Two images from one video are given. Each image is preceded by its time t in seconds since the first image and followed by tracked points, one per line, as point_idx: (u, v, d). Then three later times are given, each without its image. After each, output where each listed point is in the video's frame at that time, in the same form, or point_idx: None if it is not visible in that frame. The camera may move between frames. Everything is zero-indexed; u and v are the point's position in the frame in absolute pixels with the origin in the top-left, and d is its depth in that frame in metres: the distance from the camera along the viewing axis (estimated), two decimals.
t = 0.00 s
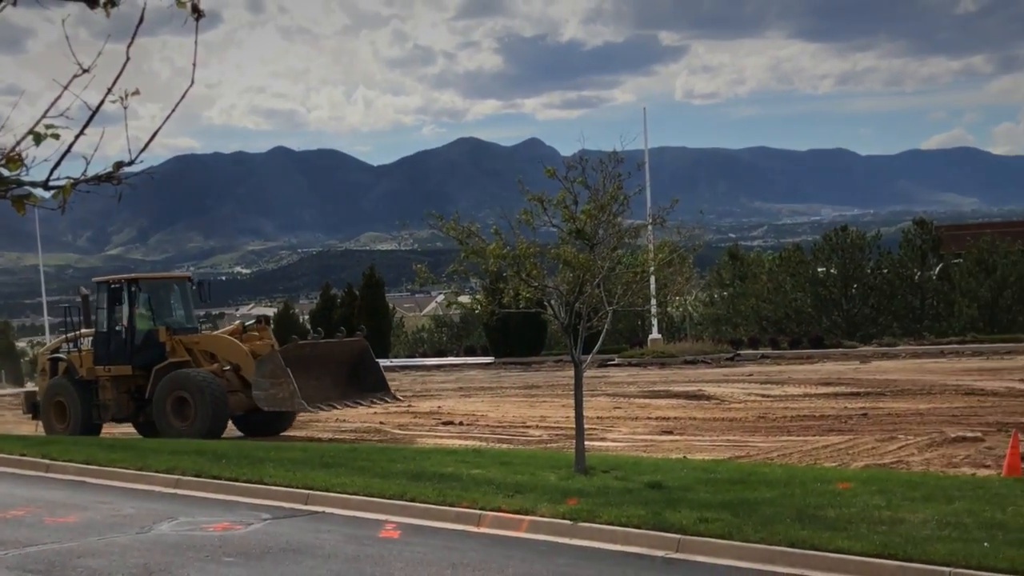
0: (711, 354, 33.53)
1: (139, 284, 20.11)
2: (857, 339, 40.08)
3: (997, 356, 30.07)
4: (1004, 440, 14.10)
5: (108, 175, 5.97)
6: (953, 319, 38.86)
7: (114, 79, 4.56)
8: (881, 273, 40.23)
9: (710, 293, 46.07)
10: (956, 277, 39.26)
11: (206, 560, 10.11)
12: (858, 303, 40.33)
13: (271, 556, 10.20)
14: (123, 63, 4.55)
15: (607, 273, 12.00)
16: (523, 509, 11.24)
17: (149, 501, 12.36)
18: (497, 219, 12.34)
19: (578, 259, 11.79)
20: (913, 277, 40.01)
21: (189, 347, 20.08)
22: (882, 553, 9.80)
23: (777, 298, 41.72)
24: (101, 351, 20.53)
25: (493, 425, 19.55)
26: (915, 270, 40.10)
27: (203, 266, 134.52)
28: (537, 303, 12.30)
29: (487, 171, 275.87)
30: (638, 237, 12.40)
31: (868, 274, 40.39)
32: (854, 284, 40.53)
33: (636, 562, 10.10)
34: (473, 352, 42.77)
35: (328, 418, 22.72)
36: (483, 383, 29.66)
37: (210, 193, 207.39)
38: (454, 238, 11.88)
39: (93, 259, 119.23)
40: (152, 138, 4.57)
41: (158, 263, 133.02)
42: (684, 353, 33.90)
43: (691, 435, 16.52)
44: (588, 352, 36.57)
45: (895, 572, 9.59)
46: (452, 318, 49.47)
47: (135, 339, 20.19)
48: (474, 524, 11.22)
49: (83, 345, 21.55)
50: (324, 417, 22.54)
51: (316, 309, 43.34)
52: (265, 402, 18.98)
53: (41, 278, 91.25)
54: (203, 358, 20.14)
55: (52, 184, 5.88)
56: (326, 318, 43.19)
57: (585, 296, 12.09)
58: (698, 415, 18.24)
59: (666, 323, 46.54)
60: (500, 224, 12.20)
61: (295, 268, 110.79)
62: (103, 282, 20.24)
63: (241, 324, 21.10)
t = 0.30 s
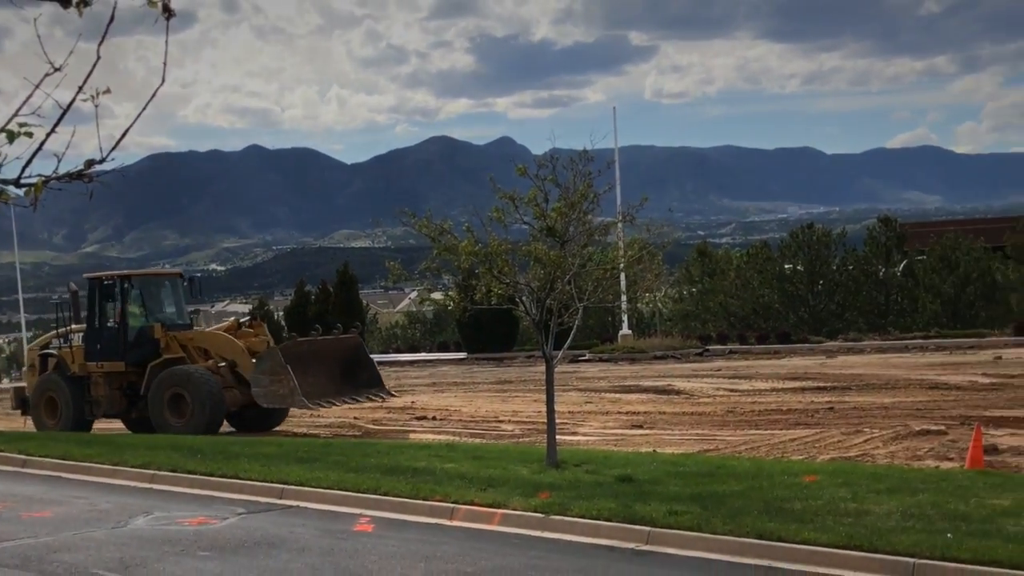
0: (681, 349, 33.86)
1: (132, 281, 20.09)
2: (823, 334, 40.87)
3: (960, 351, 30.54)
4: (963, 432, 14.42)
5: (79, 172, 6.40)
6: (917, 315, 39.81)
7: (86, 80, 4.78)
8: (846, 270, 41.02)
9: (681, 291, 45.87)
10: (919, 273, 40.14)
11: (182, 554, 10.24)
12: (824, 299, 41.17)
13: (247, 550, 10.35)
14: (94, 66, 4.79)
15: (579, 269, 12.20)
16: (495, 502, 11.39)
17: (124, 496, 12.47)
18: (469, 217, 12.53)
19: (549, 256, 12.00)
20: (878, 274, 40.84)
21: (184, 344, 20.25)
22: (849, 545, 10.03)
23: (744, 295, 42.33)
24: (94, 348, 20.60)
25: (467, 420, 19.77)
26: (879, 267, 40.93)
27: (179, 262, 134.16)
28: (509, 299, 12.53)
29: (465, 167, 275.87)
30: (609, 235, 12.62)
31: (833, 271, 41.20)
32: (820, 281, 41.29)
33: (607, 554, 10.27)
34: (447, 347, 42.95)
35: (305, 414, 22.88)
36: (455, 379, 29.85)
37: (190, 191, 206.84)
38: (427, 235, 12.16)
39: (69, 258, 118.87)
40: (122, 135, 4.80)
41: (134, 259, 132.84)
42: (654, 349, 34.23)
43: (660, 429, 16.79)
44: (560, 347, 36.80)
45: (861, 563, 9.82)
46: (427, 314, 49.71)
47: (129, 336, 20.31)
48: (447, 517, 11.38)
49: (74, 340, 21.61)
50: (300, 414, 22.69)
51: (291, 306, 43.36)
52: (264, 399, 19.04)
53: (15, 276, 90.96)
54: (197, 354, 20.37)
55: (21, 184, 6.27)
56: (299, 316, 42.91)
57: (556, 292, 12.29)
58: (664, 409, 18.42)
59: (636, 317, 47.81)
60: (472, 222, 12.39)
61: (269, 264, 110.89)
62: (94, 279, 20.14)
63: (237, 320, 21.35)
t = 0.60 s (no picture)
0: (655, 345, 34.16)
1: (133, 275, 20.42)
2: (794, 330, 42.00)
3: (930, 347, 30.96)
4: (930, 427, 14.71)
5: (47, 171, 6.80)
6: (886, 312, 41.20)
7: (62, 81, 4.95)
8: (817, 267, 42.52)
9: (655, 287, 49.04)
10: (888, 271, 41.61)
11: (162, 549, 10.36)
12: (795, 296, 42.46)
13: (227, 544, 10.48)
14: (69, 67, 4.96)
15: (554, 267, 12.41)
16: (472, 497, 11.55)
17: (104, 491, 12.57)
18: (446, 215, 12.69)
19: (525, 254, 12.21)
20: (848, 272, 42.39)
21: (185, 340, 20.42)
22: (818, 538, 10.24)
23: (717, 292, 44.00)
24: (94, 343, 20.70)
25: (445, 416, 19.98)
26: (849, 265, 42.71)
27: (159, 259, 133.88)
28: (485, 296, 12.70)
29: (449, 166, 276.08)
30: (585, 233, 12.83)
31: (803, 268, 42.61)
32: (790, 278, 42.63)
33: (581, 547, 10.45)
34: (427, 343, 43.12)
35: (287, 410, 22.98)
36: (433, 375, 30.05)
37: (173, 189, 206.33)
38: (405, 233, 12.32)
39: (48, 255, 118.59)
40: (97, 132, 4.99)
41: (114, 256, 132.64)
42: (629, 345, 34.50)
43: (634, 424, 17.00)
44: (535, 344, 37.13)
45: (831, 556, 10.04)
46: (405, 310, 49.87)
47: (129, 331, 20.49)
48: (425, 511, 11.52)
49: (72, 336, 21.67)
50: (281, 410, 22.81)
51: (269, 301, 43.78)
52: (270, 393, 19.25)
53: None
54: (199, 350, 20.56)
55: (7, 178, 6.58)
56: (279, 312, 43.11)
57: (532, 289, 12.48)
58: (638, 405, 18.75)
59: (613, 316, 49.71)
60: (449, 220, 12.54)
61: (249, 261, 111.06)
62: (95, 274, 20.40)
63: (237, 317, 21.55)
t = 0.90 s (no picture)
0: (630, 344, 34.42)
1: (137, 272, 20.72)
2: (766, 329, 43.79)
3: (899, 346, 31.34)
4: (898, 425, 15.01)
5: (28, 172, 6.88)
6: (856, 312, 43.09)
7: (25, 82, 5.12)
8: (788, 267, 44.48)
9: (630, 287, 51.32)
10: (858, 272, 43.52)
11: (142, 544, 10.49)
12: (767, 295, 44.37)
13: (207, 540, 10.61)
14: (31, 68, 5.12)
15: (530, 266, 12.60)
16: (449, 492, 11.70)
17: (85, 487, 12.68)
18: (424, 215, 12.86)
19: (502, 253, 12.40)
20: (819, 272, 44.37)
21: (189, 338, 20.67)
22: (788, 533, 10.45)
23: (691, 292, 46.08)
24: (96, 339, 21.08)
25: (424, 413, 20.17)
26: (819, 266, 44.69)
27: (139, 255, 133.52)
28: (462, 295, 12.87)
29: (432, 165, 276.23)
30: (561, 233, 13.03)
31: (775, 269, 44.55)
32: (763, 278, 44.59)
33: (556, 543, 10.62)
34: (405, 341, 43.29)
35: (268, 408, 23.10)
36: (411, 372, 30.25)
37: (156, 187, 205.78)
38: (383, 232, 12.51)
39: (26, 253, 118.15)
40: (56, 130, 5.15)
41: (93, 254, 132.34)
42: (605, 343, 34.73)
43: (610, 422, 17.23)
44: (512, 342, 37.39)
45: (802, 552, 10.25)
46: (384, 308, 50.02)
47: (131, 328, 20.84)
48: (403, 507, 11.68)
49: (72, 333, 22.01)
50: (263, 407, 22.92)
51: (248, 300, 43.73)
52: (280, 392, 19.53)
53: None
54: (202, 348, 20.80)
55: None
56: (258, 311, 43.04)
57: (508, 288, 12.65)
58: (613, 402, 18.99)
59: (587, 315, 51.44)
60: (427, 219, 12.71)
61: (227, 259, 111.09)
62: (100, 271, 20.83)
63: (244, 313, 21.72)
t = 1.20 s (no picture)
0: (609, 344, 34.64)
1: (146, 272, 20.91)
2: (743, 329, 44.22)
3: (872, 346, 31.70)
4: (870, 424, 15.27)
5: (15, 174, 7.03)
6: (831, 312, 43.62)
7: None
8: (764, 268, 44.80)
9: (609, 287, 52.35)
10: (833, 274, 44.17)
11: (127, 541, 10.63)
12: (743, 297, 44.60)
13: (191, 537, 10.76)
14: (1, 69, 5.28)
15: (511, 267, 12.79)
16: (429, 489, 11.88)
17: (70, 484, 12.80)
18: (405, 216, 13.06)
19: (483, 254, 12.58)
20: (794, 274, 44.82)
21: (198, 336, 20.87)
22: (763, 529, 10.65)
23: (669, 292, 46.53)
24: (104, 338, 21.23)
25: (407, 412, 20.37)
26: (795, 267, 45.07)
27: (121, 255, 133.08)
28: (443, 295, 13.05)
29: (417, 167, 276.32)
30: (540, 235, 13.24)
31: (750, 270, 44.86)
32: (740, 279, 44.84)
33: (535, 539, 10.80)
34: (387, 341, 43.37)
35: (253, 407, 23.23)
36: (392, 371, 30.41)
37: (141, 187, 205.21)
38: (365, 233, 12.69)
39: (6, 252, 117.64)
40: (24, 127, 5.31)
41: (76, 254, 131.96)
42: (584, 343, 34.94)
43: (589, 420, 17.45)
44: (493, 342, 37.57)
45: (777, 547, 10.47)
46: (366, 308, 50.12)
47: (140, 327, 21.01)
48: (384, 504, 11.85)
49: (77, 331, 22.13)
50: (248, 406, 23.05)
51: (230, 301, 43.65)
52: (294, 389, 19.76)
53: None
54: (211, 346, 20.97)
55: None
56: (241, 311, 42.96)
57: (488, 287, 12.84)
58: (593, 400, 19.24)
59: (566, 316, 52.26)
60: (408, 220, 12.90)
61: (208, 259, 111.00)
62: (108, 270, 20.95)
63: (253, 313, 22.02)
